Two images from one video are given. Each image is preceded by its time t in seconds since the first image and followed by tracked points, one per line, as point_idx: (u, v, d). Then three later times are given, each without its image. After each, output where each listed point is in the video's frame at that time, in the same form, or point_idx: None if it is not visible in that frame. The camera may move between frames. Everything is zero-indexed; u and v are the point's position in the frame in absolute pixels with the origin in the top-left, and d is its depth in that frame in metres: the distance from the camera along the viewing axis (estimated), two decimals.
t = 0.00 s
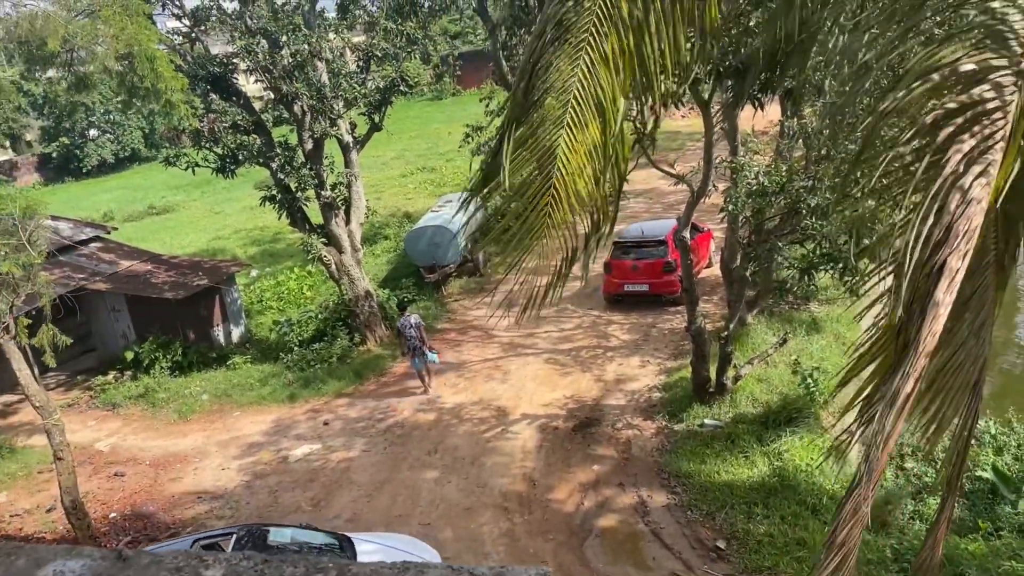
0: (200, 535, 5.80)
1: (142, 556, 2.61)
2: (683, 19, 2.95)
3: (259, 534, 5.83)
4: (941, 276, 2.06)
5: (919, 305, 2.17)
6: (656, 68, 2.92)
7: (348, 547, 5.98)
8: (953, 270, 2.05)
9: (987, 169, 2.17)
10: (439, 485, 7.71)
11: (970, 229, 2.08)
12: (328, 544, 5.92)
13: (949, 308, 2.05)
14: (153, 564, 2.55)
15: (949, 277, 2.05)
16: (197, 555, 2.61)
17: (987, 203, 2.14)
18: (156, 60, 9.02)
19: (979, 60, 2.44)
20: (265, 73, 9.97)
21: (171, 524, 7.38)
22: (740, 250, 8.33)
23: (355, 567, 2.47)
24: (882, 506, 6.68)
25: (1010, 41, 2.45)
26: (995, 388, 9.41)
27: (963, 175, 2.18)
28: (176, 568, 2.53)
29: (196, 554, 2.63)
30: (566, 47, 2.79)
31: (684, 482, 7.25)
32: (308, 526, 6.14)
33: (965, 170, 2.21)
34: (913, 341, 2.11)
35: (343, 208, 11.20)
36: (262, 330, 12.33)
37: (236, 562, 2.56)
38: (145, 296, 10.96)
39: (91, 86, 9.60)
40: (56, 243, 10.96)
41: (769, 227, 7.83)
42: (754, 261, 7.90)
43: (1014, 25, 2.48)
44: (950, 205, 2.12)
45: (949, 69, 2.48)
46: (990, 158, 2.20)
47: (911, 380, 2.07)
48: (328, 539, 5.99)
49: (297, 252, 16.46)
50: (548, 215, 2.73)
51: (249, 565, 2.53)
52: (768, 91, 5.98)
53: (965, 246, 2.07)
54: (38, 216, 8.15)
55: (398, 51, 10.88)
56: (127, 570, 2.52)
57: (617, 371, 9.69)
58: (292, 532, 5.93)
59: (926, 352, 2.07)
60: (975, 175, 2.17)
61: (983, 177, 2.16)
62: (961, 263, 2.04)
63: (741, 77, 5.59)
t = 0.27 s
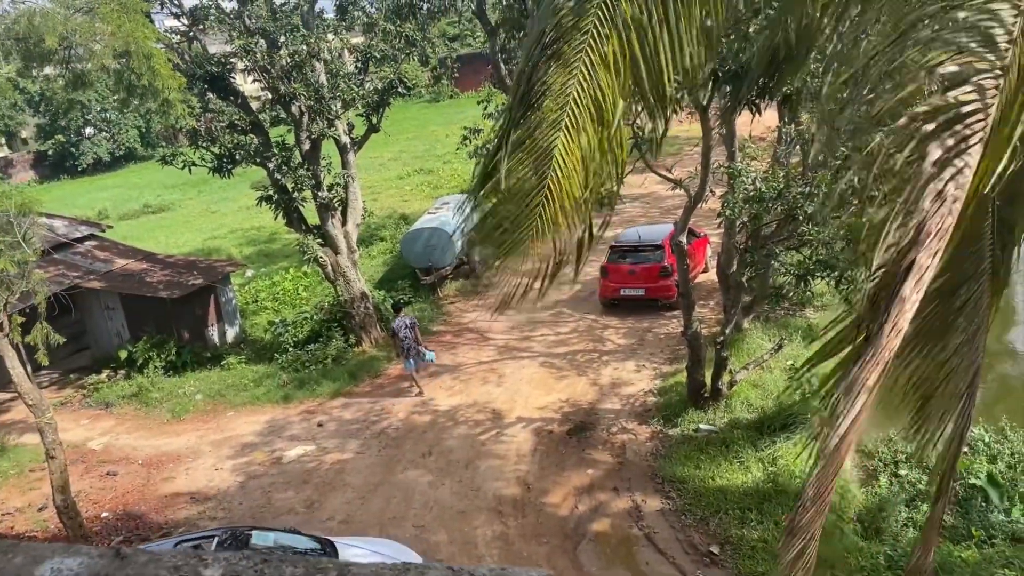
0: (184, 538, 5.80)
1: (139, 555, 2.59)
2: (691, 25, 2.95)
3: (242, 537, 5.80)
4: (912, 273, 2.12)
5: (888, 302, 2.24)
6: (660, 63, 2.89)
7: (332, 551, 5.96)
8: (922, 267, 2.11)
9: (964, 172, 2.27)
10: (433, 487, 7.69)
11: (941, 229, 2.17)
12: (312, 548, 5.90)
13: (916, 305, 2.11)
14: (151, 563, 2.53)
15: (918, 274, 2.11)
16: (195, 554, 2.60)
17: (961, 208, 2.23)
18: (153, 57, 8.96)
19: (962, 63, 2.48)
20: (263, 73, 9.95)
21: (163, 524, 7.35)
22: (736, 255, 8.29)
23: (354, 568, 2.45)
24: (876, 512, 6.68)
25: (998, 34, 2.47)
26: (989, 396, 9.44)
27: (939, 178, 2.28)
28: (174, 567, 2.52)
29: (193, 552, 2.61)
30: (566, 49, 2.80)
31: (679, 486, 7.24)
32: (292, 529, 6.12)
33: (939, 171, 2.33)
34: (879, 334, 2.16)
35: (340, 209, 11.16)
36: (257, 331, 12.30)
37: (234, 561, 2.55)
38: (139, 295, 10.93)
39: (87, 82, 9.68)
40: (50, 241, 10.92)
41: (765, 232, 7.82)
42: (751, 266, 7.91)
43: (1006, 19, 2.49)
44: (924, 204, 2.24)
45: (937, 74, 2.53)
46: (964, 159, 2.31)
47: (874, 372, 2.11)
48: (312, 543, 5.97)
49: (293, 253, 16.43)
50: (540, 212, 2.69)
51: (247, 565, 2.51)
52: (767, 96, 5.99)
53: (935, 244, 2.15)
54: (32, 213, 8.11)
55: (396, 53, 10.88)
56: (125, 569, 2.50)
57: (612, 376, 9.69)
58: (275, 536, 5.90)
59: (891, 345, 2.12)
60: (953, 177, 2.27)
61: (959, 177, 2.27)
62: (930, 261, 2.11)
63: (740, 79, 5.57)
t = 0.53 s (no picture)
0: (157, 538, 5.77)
1: (121, 552, 2.58)
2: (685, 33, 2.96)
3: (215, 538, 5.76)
4: (879, 269, 2.29)
5: (853, 293, 2.39)
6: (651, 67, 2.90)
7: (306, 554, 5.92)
8: (889, 264, 2.28)
9: (935, 176, 2.39)
10: (416, 490, 7.67)
11: (911, 228, 2.31)
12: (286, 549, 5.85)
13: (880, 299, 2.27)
14: (132, 560, 2.52)
15: (885, 269, 2.28)
16: (177, 551, 2.60)
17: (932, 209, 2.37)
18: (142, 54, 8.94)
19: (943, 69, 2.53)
20: (253, 72, 9.88)
21: (144, 523, 7.29)
22: (722, 263, 8.39)
23: (338, 567, 2.46)
24: (857, 519, 6.72)
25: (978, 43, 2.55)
26: (970, 406, 9.52)
27: (913, 178, 2.39)
28: (157, 564, 2.53)
29: (176, 550, 2.61)
30: (558, 51, 2.84)
31: (662, 492, 7.25)
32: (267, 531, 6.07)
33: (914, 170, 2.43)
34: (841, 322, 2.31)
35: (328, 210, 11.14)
36: (242, 330, 12.24)
37: (216, 559, 2.55)
38: (124, 292, 10.85)
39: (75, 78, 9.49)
40: (35, 237, 10.84)
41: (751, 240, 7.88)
42: (737, 274, 7.97)
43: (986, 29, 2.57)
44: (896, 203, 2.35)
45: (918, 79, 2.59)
46: (938, 161, 2.42)
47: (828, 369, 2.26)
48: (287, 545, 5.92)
49: (280, 253, 16.37)
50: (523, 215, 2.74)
51: (230, 564, 2.51)
52: (756, 104, 6.02)
53: (905, 241, 2.30)
54: (17, 208, 8.05)
55: (387, 55, 10.88)
56: (105, 566, 2.49)
57: (597, 380, 9.70)
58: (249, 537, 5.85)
59: (855, 336, 2.25)
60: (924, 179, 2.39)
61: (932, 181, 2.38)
62: (897, 260, 2.28)
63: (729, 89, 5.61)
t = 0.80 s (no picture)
0: (118, 543, 5.71)
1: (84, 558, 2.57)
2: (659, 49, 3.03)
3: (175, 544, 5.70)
4: (851, 284, 2.53)
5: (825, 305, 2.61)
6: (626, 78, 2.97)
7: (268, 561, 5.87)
8: (859, 280, 2.52)
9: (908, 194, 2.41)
10: (387, 497, 7.65)
11: (880, 244, 2.49)
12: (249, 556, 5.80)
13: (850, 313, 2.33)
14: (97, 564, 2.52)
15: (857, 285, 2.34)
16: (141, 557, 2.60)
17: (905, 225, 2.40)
18: (122, 54, 8.90)
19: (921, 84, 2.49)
20: (234, 73, 9.93)
21: (110, 526, 7.19)
22: (697, 277, 8.53)
23: None
24: (823, 534, 6.77)
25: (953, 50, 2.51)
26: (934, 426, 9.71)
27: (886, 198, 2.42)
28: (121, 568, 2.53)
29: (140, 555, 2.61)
30: (538, 64, 2.85)
31: (632, 502, 7.29)
32: (231, 538, 6.01)
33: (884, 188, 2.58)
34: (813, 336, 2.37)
35: (305, 213, 11.11)
36: (215, 331, 12.15)
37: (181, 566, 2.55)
38: (95, 291, 10.71)
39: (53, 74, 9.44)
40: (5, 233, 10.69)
41: (725, 255, 7.99)
42: (711, 288, 8.09)
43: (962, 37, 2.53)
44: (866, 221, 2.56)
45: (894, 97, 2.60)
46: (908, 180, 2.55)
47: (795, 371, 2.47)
48: (250, 552, 5.87)
49: (255, 255, 16.27)
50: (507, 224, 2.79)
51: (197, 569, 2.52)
52: (733, 122, 6.11)
53: (874, 258, 2.50)
54: None
55: (370, 60, 10.89)
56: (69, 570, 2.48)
57: (571, 391, 9.75)
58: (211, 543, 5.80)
59: (821, 342, 2.50)
60: (890, 197, 2.56)
61: (900, 198, 2.54)
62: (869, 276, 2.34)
63: (711, 103, 5.69)
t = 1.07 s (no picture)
0: (57, 556, 5.47)
1: None
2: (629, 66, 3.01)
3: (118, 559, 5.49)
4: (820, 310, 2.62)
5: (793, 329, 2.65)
6: (596, 97, 2.98)
7: None
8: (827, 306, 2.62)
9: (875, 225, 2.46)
10: (341, 515, 7.47)
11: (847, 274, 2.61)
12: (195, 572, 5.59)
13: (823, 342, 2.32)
14: None
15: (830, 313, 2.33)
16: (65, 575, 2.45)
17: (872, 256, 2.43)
18: (86, 56, 8.75)
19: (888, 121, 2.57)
20: (200, 79, 9.81)
21: (49, 540, 6.90)
22: (660, 300, 8.56)
23: None
24: (777, 560, 6.67)
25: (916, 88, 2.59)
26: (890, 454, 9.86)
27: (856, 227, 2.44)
28: None
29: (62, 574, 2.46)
30: (506, 78, 2.82)
31: (590, 525, 7.22)
32: (177, 553, 5.80)
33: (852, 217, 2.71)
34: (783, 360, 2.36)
35: (268, 222, 10.93)
36: (170, 341, 11.85)
37: None
38: (46, 296, 10.38)
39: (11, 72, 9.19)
40: None
41: (688, 279, 8.02)
42: (674, 311, 8.14)
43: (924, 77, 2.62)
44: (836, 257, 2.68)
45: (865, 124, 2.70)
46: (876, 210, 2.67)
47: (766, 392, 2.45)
48: (196, 568, 5.66)
49: (215, 264, 15.96)
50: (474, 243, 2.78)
51: None
52: (699, 147, 6.15)
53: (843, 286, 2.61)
54: None
55: (339, 72, 10.82)
56: None
57: (531, 411, 9.68)
58: (157, 558, 5.59)
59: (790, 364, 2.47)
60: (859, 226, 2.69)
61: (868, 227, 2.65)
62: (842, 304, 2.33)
63: (679, 129, 5.71)
